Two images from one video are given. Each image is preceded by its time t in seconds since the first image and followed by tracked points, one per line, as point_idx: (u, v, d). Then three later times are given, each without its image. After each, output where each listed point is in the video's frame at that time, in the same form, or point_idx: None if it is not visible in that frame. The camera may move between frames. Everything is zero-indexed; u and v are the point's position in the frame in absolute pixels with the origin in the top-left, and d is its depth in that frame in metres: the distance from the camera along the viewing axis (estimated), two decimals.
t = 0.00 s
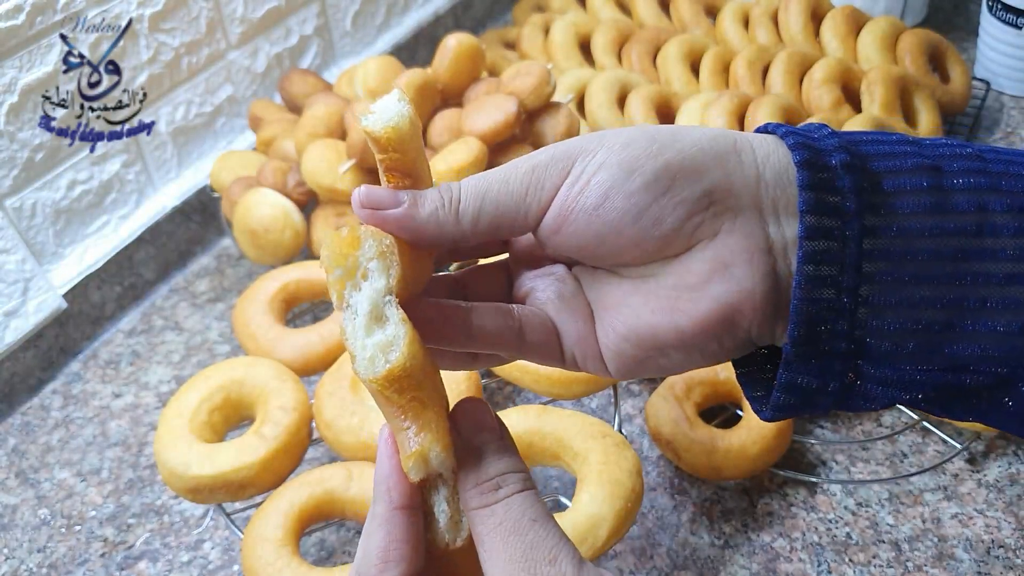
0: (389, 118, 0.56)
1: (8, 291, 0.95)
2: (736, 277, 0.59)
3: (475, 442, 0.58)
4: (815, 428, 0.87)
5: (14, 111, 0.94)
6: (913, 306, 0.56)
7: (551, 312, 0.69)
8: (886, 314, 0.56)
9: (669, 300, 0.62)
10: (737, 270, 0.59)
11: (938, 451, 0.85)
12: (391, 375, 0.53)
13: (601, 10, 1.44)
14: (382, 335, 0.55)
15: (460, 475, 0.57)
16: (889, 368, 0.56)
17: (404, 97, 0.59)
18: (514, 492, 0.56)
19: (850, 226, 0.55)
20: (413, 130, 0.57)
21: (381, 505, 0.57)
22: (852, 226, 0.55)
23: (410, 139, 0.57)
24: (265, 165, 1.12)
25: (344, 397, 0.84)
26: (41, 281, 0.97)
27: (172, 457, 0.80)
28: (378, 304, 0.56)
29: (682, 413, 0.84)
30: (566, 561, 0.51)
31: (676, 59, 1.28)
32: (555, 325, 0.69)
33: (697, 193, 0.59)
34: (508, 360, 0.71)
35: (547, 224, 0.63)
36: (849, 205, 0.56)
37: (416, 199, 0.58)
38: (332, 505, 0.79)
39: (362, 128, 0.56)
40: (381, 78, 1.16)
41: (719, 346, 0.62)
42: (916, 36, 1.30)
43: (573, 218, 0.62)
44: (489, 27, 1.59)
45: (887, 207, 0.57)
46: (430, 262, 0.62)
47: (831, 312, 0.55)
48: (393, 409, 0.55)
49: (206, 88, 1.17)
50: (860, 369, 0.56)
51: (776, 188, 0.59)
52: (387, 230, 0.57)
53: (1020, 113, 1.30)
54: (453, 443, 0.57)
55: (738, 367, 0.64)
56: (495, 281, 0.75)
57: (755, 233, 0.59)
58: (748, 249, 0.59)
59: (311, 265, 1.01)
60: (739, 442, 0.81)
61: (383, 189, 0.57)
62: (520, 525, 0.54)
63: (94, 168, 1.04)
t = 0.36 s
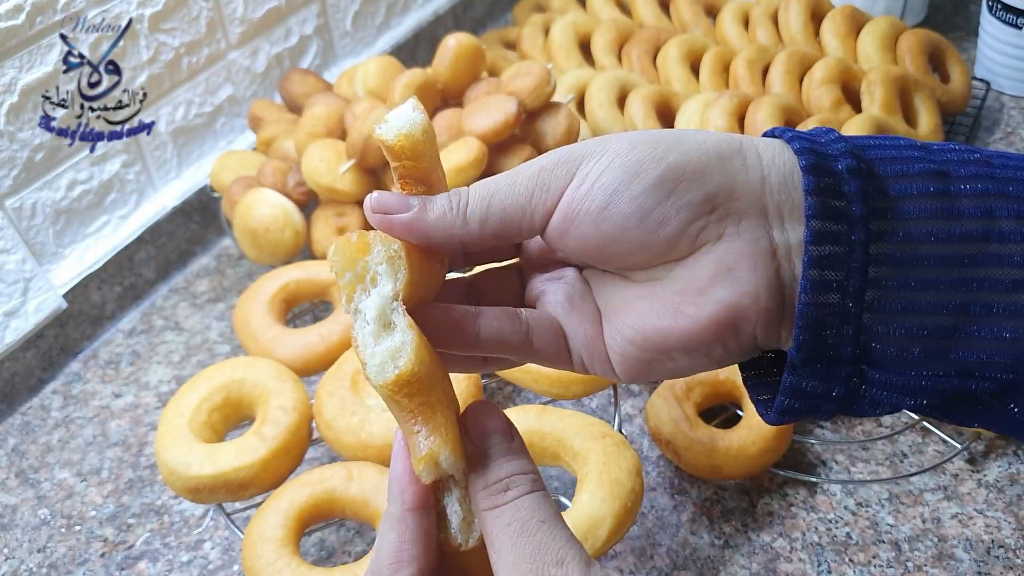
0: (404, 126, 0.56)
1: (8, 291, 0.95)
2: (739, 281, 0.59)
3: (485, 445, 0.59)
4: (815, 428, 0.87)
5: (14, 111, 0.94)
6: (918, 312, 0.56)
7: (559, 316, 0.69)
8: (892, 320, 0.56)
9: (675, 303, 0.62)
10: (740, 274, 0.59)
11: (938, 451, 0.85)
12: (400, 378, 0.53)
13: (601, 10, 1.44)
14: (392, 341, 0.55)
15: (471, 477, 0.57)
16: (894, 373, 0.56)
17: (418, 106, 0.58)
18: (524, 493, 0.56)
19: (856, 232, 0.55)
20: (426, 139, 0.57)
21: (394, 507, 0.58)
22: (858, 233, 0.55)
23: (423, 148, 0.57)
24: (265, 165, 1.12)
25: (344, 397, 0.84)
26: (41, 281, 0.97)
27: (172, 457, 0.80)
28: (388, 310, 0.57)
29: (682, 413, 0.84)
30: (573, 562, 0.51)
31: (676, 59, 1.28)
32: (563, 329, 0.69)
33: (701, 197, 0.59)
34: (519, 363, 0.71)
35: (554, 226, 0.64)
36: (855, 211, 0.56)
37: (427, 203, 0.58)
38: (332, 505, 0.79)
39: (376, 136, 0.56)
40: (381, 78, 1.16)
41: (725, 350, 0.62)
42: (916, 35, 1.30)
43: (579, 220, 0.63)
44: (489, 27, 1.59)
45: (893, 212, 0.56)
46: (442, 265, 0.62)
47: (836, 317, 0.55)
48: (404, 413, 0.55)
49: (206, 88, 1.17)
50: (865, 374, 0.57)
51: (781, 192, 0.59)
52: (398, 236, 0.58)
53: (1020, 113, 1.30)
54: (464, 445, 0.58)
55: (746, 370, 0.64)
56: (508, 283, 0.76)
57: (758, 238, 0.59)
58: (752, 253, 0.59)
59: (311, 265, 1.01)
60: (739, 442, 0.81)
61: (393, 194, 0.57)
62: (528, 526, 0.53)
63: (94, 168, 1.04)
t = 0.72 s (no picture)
0: (422, 121, 0.57)
1: (8, 291, 0.95)
2: (745, 284, 0.59)
3: (493, 445, 0.58)
4: (815, 428, 0.87)
5: (15, 111, 0.94)
6: (924, 316, 0.56)
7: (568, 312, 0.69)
8: (897, 322, 0.56)
9: (682, 305, 0.62)
10: (747, 277, 0.59)
11: (938, 451, 0.85)
12: (414, 373, 0.54)
13: (601, 10, 1.43)
14: (407, 336, 0.56)
15: (480, 476, 0.57)
16: (899, 375, 0.56)
17: (436, 100, 0.59)
18: (533, 493, 0.55)
19: (864, 235, 0.55)
20: (444, 134, 0.57)
21: (405, 507, 0.58)
22: (867, 237, 0.55)
23: (441, 142, 0.58)
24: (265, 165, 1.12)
25: (344, 397, 0.84)
26: (41, 281, 0.97)
27: (172, 456, 0.80)
28: (404, 305, 0.58)
29: (682, 413, 0.84)
30: (581, 565, 0.51)
31: (676, 59, 1.28)
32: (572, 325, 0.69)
33: (709, 199, 0.59)
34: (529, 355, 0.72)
35: (566, 225, 0.64)
36: (863, 214, 0.56)
37: (441, 199, 0.58)
38: (332, 505, 0.79)
39: (395, 131, 0.57)
40: (381, 77, 1.16)
41: (732, 352, 0.62)
42: (916, 35, 1.29)
43: (588, 221, 0.63)
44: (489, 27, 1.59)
45: (901, 216, 0.57)
46: (454, 260, 0.63)
47: (842, 320, 0.55)
48: (415, 407, 0.55)
49: (206, 88, 1.17)
50: (870, 376, 0.56)
51: (789, 195, 0.59)
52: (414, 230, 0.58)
53: (1020, 113, 1.30)
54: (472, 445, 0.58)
55: (752, 367, 0.63)
56: (521, 275, 0.76)
57: (765, 241, 0.59)
58: (759, 256, 0.59)
59: (311, 265, 1.01)
60: (739, 442, 0.81)
61: (409, 190, 0.58)
62: (536, 528, 0.53)
63: (94, 168, 1.04)
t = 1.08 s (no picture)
0: (424, 114, 0.57)
1: (8, 291, 0.95)
2: (748, 283, 0.59)
3: (505, 439, 0.58)
4: (815, 428, 0.88)
5: (15, 111, 0.94)
6: (929, 315, 0.56)
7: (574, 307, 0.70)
8: (902, 322, 0.56)
9: (686, 304, 0.62)
10: (750, 276, 0.59)
11: (938, 451, 0.85)
12: (422, 370, 0.54)
13: (601, 10, 1.44)
14: (414, 332, 0.56)
15: (492, 470, 0.57)
16: (904, 375, 0.56)
17: (437, 92, 0.59)
18: (545, 487, 0.55)
19: (870, 235, 0.55)
20: (445, 126, 0.58)
21: (415, 501, 0.59)
22: (873, 236, 0.55)
23: (442, 135, 0.58)
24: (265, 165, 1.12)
25: (344, 397, 0.84)
26: (41, 281, 0.97)
27: (172, 456, 0.80)
28: (409, 301, 0.58)
29: (682, 413, 0.84)
30: (594, 557, 0.51)
31: (676, 59, 1.28)
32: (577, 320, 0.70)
33: (714, 198, 0.59)
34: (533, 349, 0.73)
35: (571, 220, 0.64)
36: (869, 214, 0.55)
37: (444, 195, 0.58)
38: (332, 505, 0.79)
39: (397, 123, 0.57)
40: (381, 78, 1.16)
41: (735, 351, 0.62)
42: (916, 35, 1.29)
43: (594, 219, 0.63)
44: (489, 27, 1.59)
45: (907, 216, 0.56)
46: (458, 255, 0.63)
47: (847, 319, 0.55)
48: (425, 403, 0.56)
49: (206, 88, 1.17)
50: (873, 375, 0.57)
51: (795, 194, 0.58)
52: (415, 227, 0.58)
53: (1020, 113, 1.30)
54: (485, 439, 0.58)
55: (755, 363, 0.64)
56: (526, 269, 0.76)
57: (770, 240, 0.58)
58: (763, 256, 0.58)
59: (311, 265, 1.01)
60: (739, 442, 0.81)
61: (411, 185, 0.57)
62: (548, 521, 0.53)
63: (94, 168, 1.04)
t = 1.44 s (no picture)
0: (430, 112, 0.57)
1: (8, 291, 0.94)
2: (751, 279, 0.59)
3: (511, 430, 0.59)
4: (815, 428, 0.87)
5: (15, 111, 0.94)
6: (930, 313, 0.56)
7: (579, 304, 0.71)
8: (903, 320, 0.56)
9: (688, 300, 0.63)
10: (754, 272, 0.59)
11: (938, 451, 0.85)
12: (428, 360, 0.54)
13: (601, 10, 1.44)
14: (421, 323, 0.56)
15: (497, 461, 0.57)
16: (906, 371, 0.56)
17: (443, 92, 0.59)
18: (550, 478, 0.55)
19: (871, 232, 0.55)
20: (451, 125, 0.57)
21: (420, 491, 0.59)
22: (874, 233, 0.55)
23: (449, 133, 0.57)
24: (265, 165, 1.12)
25: (344, 398, 0.84)
26: (41, 281, 0.97)
27: (172, 456, 0.80)
28: (415, 294, 0.58)
29: (683, 412, 0.84)
30: (598, 546, 0.51)
31: (676, 59, 1.28)
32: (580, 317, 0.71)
33: (718, 195, 0.59)
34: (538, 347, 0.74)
35: (575, 217, 0.64)
36: (870, 212, 0.56)
37: (450, 190, 0.58)
38: (332, 505, 0.79)
39: (402, 121, 0.56)
40: (382, 78, 1.16)
41: (738, 346, 0.62)
42: (916, 35, 1.29)
43: (597, 215, 0.63)
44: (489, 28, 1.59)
45: (908, 214, 0.57)
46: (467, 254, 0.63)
47: (848, 316, 0.55)
48: (430, 393, 0.56)
49: (206, 88, 1.17)
50: (875, 373, 0.57)
51: (798, 191, 0.58)
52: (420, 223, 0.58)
53: (1020, 113, 1.30)
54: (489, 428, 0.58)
55: (759, 360, 0.63)
56: (532, 267, 0.77)
57: (773, 236, 0.59)
58: (765, 253, 0.58)
59: (310, 265, 1.01)
60: (740, 441, 0.81)
61: (418, 181, 0.57)
62: (553, 510, 0.53)
63: (94, 168, 1.04)
